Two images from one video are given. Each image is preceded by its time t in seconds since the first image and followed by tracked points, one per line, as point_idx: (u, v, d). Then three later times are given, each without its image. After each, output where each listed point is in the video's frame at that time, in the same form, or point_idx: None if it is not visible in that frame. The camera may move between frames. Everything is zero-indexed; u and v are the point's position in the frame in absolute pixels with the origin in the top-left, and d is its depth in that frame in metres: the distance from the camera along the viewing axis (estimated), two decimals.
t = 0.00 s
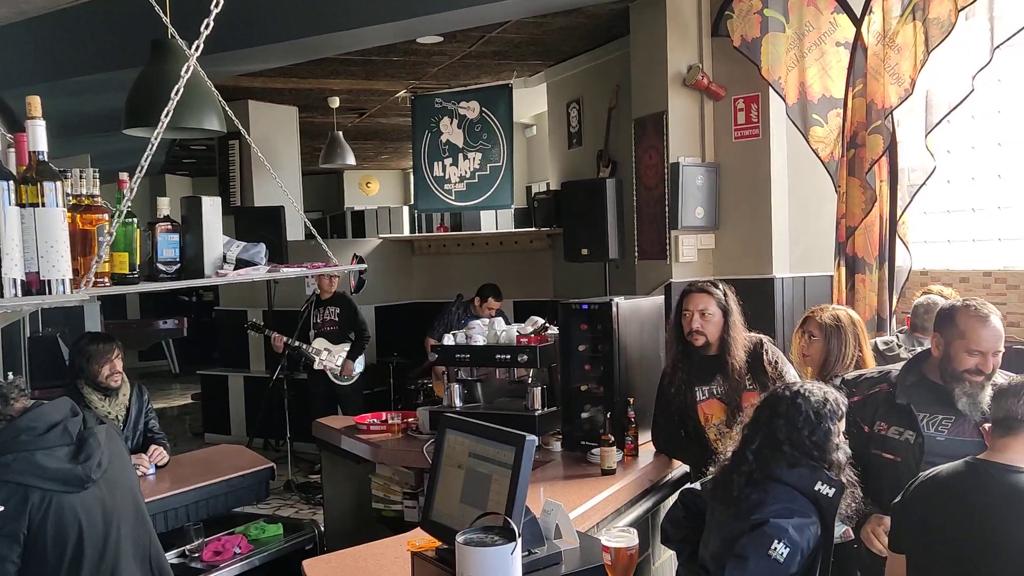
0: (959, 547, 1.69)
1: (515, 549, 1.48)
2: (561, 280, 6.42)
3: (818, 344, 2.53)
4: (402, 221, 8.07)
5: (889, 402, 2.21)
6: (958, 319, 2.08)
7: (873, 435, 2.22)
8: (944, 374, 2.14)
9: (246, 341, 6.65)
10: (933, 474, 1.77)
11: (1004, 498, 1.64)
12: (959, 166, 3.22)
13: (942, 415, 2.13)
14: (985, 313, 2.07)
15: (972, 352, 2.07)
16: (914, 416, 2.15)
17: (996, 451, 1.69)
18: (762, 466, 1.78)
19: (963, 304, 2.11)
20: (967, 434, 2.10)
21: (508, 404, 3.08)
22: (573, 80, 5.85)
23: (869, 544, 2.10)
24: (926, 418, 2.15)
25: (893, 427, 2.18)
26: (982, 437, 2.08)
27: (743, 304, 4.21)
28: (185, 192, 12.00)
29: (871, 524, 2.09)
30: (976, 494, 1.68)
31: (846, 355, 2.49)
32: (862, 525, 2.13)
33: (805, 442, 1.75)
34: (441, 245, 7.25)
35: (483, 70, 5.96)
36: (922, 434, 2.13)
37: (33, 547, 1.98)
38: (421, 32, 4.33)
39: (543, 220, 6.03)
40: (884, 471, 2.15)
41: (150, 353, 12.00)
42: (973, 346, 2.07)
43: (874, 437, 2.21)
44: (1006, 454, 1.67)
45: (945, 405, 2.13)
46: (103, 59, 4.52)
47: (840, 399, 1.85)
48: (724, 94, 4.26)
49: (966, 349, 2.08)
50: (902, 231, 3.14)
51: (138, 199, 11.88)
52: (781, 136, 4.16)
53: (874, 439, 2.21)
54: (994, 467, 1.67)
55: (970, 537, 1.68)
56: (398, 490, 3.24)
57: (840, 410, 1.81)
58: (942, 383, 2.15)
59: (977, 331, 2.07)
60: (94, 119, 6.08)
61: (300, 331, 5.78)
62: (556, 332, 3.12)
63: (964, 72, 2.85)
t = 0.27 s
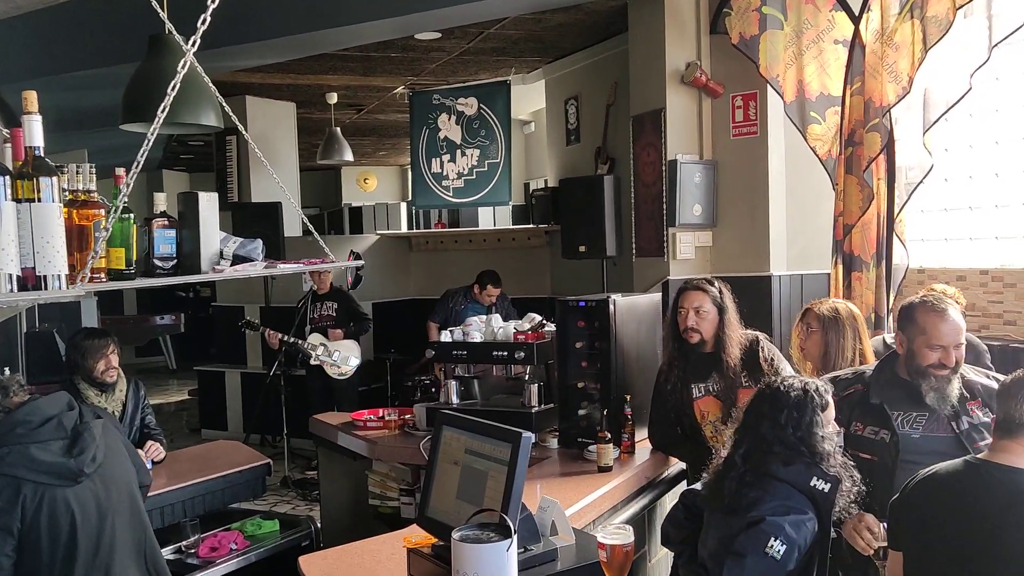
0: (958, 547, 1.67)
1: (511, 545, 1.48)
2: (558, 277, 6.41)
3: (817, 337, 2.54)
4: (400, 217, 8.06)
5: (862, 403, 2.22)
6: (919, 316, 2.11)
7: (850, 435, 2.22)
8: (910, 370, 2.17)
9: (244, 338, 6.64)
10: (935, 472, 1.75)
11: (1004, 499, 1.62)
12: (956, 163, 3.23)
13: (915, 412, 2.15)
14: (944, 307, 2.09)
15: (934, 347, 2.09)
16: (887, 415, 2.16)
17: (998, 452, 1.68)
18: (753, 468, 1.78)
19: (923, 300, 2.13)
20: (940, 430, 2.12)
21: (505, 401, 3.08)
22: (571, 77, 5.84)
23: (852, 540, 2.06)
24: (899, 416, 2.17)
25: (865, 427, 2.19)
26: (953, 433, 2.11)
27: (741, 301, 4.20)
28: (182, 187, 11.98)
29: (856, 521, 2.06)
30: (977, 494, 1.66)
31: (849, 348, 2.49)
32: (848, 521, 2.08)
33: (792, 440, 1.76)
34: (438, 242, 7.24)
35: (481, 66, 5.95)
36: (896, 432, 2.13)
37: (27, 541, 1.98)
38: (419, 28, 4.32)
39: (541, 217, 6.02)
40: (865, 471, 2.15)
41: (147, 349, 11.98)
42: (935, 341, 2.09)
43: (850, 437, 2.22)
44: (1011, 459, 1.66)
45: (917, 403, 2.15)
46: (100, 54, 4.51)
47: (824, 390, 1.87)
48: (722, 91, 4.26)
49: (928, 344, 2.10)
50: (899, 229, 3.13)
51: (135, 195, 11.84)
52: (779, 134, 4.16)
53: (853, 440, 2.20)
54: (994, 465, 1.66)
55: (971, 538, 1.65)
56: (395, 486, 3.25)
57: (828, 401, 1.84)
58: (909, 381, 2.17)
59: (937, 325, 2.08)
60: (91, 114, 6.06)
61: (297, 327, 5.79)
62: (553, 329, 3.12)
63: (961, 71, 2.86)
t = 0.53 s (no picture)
0: (957, 545, 1.67)
1: (508, 540, 1.48)
2: (557, 274, 6.41)
3: (812, 335, 2.56)
4: (398, 213, 8.06)
5: (854, 405, 2.24)
6: (905, 316, 2.13)
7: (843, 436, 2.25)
8: (899, 370, 2.17)
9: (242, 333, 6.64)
10: (932, 469, 1.75)
11: (1002, 498, 1.63)
12: (954, 162, 3.22)
13: (907, 412, 2.14)
14: (929, 306, 2.11)
15: (920, 346, 2.10)
16: (877, 415, 2.18)
17: (996, 451, 1.69)
18: (751, 461, 1.78)
19: (910, 299, 2.15)
20: (930, 429, 2.12)
21: (503, 397, 3.08)
22: (570, 73, 5.84)
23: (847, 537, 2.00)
24: (890, 417, 2.16)
25: (854, 428, 2.22)
26: (942, 432, 2.11)
27: (739, 298, 4.21)
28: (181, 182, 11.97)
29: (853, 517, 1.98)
30: (977, 494, 1.66)
31: (847, 348, 2.49)
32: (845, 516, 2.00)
33: (794, 436, 1.75)
34: (437, 238, 7.24)
35: (480, 62, 5.95)
36: (887, 433, 2.16)
37: (27, 532, 1.98)
38: (418, 24, 4.31)
39: (539, 214, 6.02)
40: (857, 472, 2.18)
41: (144, 345, 11.96)
42: (923, 340, 2.10)
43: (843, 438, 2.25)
44: (1011, 459, 1.66)
45: (906, 403, 2.14)
46: (98, 49, 4.50)
47: (833, 391, 1.85)
48: (721, 88, 4.26)
49: (916, 343, 2.11)
50: (896, 227, 3.13)
51: (133, 190, 11.82)
52: (777, 131, 4.16)
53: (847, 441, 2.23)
54: (992, 464, 1.66)
55: (970, 536, 1.65)
56: (392, 482, 3.24)
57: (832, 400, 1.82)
58: (899, 380, 2.17)
59: (923, 324, 2.10)
60: (89, 109, 6.04)
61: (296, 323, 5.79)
62: (551, 325, 3.12)
63: (960, 69, 2.86)
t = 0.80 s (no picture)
0: (955, 541, 1.67)
1: (507, 534, 1.48)
2: (556, 270, 6.41)
3: (812, 331, 2.56)
4: (398, 209, 8.06)
5: (859, 401, 2.24)
6: (907, 306, 2.12)
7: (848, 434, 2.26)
8: (904, 363, 2.16)
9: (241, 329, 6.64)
10: (926, 463, 1.75)
11: (995, 492, 1.62)
12: (955, 158, 3.25)
13: (912, 409, 2.14)
14: (934, 297, 2.11)
15: (924, 337, 2.09)
16: (881, 412, 2.19)
17: (990, 446, 1.67)
18: (752, 457, 1.78)
19: (913, 291, 2.14)
20: (933, 426, 2.12)
21: (502, 393, 3.08)
22: (570, 69, 5.83)
23: (849, 533, 2.08)
24: (895, 414, 2.16)
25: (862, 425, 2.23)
26: (947, 429, 2.10)
27: (739, 295, 4.21)
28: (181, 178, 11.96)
29: (851, 514, 2.08)
30: (971, 488, 1.65)
31: (847, 344, 2.49)
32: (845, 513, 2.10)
33: (794, 432, 1.75)
34: (436, 234, 7.24)
35: (480, 58, 5.94)
36: (892, 430, 2.16)
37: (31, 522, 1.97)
38: (418, 19, 4.30)
39: (539, 210, 6.02)
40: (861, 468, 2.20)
41: (144, 340, 11.97)
42: (927, 332, 2.09)
43: (850, 435, 2.26)
44: (1004, 455, 1.64)
45: (911, 398, 2.14)
46: (97, 44, 4.49)
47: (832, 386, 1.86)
48: (721, 85, 4.26)
49: (921, 335, 2.10)
50: (896, 223, 3.13)
51: (132, 185, 11.81)
52: (777, 127, 4.15)
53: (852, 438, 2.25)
54: (985, 459, 1.65)
55: (965, 530, 1.65)
56: (391, 478, 3.24)
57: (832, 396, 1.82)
58: (907, 376, 2.16)
59: (927, 316, 2.09)
60: (89, 104, 6.04)
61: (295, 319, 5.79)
62: (551, 321, 3.12)
63: (960, 65, 2.86)
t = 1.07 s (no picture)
0: (951, 536, 1.66)
1: (509, 532, 1.48)
2: (557, 267, 6.40)
3: (816, 328, 2.56)
4: (399, 206, 8.05)
5: (866, 399, 2.24)
6: (915, 300, 2.12)
7: (853, 432, 2.26)
8: (910, 359, 2.15)
9: (241, 325, 6.63)
10: (922, 457, 1.75)
11: (991, 488, 1.61)
12: (957, 157, 3.24)
13: (918, 406, 2.14)
14: (940, 292, 2.10)
15: (930, 330, 2.09)
16: (887, 409, 2.19)
17: (989, 445, 1.66)
18: (752, 454, 1.77)
19: (920, 286, 2.14)
20: (939, 424, 2.12)
21: (503, 390, 3.08)
22: (571, 66, 5.82)
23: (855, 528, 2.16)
24: (902, 411, 2.16)
25: (869, 423, 2.22)
26: (952, 428, 2.11)
27: (739, 292, 4.20)
28: (181, 174, 11.95)
29: (855, 509, 2.16)
30: (966, 483, 1.65)
31: (850, 340, 2.48)
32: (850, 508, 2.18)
33: (793, 429, 1.73)
34: (437, 231, 7.23)
35: (481, 55, 5.92)
36: (898, 426, 2.16)
37: (39, 515, 1.95)
38: (419, 15, 4.29)
39: (540, 207, 6.01)
40: (865, 464, 2.21)
41: (144, 336, 11.97)
42: (932, 326, 2.09)
43: (856, 433, 2.25)
44: (1001, 452, 1.64)
45: (917, 395, 2.15)
46: (95, 40, 4.47)
47: (831, 381, 1.83)
48: (722, 81, 4.24)
49: (926, 329, 2.10)
50: (899, 221, 3.12)
51: (132, 181, 11.79)
52: (778, 124, 4.15)
53: (857, 436, 2.25)
54: (981, 455, 1.65)
55: (962, 527, 1.64)
56: (391, 474, 3.24)
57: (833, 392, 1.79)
58: (914, 374, 2.16)
59: (933, 309, 2.09)
60: (88, 100, 6.02)
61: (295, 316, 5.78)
62: (552, 318, 3.11)
63: (962, 62, 2.85)
